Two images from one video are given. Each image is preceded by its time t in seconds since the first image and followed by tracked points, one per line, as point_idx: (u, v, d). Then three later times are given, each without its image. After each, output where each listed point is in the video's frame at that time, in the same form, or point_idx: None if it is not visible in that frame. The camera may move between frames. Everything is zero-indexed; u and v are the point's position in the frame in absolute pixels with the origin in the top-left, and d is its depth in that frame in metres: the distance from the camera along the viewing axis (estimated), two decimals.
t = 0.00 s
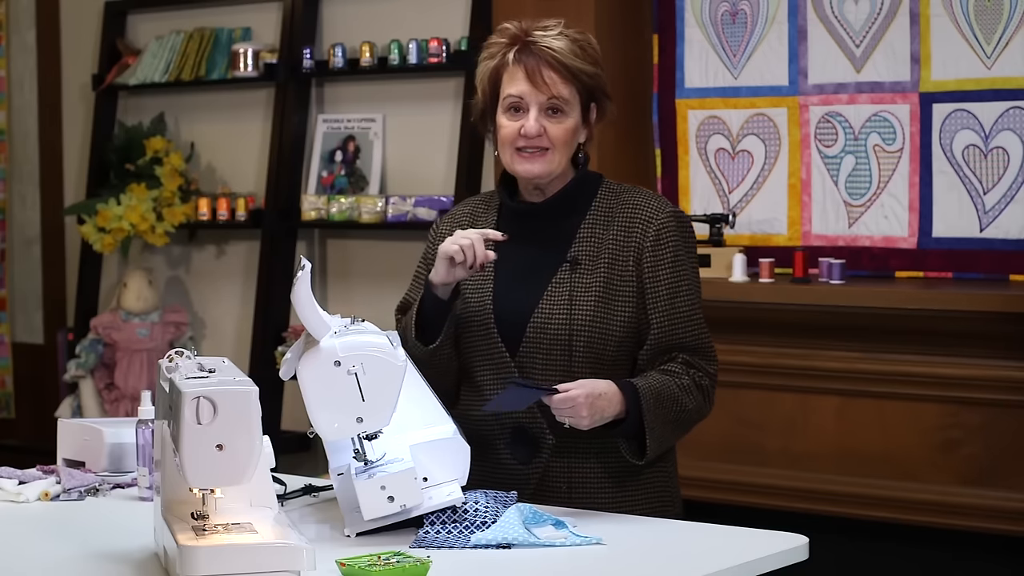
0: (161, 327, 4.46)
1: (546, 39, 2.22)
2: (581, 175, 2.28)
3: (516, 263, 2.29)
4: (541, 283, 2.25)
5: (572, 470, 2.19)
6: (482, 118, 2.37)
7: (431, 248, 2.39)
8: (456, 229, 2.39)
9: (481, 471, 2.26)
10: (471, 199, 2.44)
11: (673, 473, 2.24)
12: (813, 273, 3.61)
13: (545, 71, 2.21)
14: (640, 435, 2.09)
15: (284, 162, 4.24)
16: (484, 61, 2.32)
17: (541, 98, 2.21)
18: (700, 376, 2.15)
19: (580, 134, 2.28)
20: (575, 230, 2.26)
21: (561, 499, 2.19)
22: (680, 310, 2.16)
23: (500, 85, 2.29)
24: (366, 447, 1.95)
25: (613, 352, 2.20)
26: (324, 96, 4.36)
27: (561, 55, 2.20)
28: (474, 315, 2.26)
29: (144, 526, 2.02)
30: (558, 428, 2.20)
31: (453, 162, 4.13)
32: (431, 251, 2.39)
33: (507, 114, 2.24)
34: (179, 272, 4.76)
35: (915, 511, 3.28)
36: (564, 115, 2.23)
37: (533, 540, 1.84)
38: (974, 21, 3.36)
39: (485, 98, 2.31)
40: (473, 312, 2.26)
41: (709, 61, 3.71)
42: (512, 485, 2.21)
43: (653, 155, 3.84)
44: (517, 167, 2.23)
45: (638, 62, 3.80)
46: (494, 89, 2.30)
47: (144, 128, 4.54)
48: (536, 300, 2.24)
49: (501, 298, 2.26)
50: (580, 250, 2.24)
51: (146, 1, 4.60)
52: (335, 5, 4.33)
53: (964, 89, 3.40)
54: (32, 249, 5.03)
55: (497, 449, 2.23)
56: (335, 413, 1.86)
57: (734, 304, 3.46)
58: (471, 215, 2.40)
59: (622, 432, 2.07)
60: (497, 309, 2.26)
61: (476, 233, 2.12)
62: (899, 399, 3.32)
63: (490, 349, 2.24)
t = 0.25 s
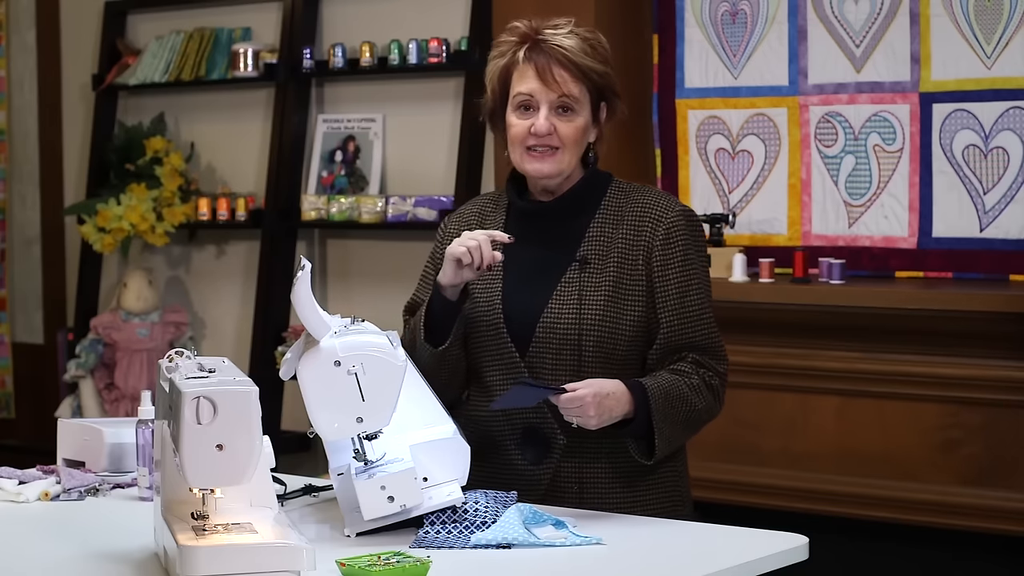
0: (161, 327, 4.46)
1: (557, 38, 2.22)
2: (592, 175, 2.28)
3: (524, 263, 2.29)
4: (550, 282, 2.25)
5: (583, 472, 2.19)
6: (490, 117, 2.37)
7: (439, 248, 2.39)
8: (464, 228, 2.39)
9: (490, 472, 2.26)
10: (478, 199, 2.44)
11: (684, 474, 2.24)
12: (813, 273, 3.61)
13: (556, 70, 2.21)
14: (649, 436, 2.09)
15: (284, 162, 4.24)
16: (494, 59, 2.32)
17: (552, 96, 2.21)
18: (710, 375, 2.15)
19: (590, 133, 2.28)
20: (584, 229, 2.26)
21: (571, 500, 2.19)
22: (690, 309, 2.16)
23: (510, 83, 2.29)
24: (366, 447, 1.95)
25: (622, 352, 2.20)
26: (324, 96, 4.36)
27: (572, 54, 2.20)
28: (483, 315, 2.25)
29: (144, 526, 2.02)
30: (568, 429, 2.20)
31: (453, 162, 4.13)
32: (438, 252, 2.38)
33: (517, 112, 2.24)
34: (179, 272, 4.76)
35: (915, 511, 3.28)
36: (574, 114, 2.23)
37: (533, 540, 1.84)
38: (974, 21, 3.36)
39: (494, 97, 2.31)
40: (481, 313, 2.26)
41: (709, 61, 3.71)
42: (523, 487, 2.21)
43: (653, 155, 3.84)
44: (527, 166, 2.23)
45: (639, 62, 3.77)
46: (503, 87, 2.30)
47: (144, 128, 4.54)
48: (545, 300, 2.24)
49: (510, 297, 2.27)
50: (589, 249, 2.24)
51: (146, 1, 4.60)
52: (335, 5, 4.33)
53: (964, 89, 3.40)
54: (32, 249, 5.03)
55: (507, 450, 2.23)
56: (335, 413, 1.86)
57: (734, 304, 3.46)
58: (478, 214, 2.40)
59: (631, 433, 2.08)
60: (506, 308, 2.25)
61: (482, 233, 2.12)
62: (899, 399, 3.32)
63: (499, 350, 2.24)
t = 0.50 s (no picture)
0: (161, 327, 4.46)
1: (560, 35, 2.23)
2: (596, 172, 2.28)
3: (529, 261, 2.29)
4: (554, 280, 2.25)
5: (587, 472, 2.19)
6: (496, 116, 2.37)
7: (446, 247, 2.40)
8: (470, 228, 2.39)
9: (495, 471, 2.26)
10: (485, 198, 2.44)
11: (688, 474, 2.24)
12: (813, 273, 3.61)
13: (559, 67, 2.21)
14: (647, 435, 2.09)
15: (284, 162, 4.24)
16: (498, 59, 2.32)
17: (555, 94, 2.21)
18: (711, 374, 2.15)
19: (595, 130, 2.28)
20: (587, 228, 2.26)
21: (574, 500, 2.19)
22: (692, 308, 2.15)
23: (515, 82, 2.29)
24: (366, 447, 1.95)
25: (625, 351, 2.20)
26: (324, 96, 4.36)
27: (575, 51, 2.20)
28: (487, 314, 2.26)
29: (144, 526, 2.02)
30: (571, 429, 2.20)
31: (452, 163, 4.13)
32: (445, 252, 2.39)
33: (522, 111, 2.24)
34: (179, 272, 4.76)
35: (915, 511, 3.28)
36: (579, 111, 2.23)
37: (533, 540, 1.84)
38: (974, 21, 3.36)
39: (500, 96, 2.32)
40: (486, 313, 2.26)
41: (709, 61, 3.71)
42: (526, 486, 2.21)
43: (653, 155, 3.84)
44: (533, 164, 2.23)
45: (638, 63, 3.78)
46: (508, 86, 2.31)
47: (144, 128, 4.54)
48: (548, 298, 2.24)
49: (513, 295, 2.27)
50: (592, 248, 2.24)
51: (146, 1, 4.60)
52: (335, 5, 4.33)
53: (964, 89, 3.40)
54: (32, 249, 5.03)
55: (510, 449, 2.23)
56: (335, 413, 1.86)
57: (734, 304, 3.46)
58: (484, 213, 2.40)
59: (629, 432, 2.08)
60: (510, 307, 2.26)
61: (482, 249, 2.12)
62: (899, 399, 3.32)
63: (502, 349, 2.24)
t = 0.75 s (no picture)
0: (161, 327, 4.46)
1: (564, 35, 2.23)
2: (598, 171, 2.28)
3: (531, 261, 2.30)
4: (554, 280, 2.25)
5: (585, 471, 2.19)
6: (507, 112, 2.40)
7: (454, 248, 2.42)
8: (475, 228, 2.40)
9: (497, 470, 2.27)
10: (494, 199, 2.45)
11: (687, 474, 2.22)
12: (813, 273, 3.61)
13: (560, 67, 2.22)
14: (626, 424, 2.08)
15: (284, 162, 4.25)
16: (507, 53, 2.34)
17: (553, 93, 2.22)
18: (705, 372, 2.14)
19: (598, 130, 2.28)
20: (588, 228, 2.26)
21: (571, 499, 2.19)
22: (689, 308, 2.14)
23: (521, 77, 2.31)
24: (366, 447, 1.95)
25: (623, 350, 2.20)
26: (324, 96, 4.36)
27: (576, 51, 2.21)
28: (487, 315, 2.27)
29: (144, 527, 2.02)
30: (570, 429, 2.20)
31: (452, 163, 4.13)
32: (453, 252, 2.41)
33: (523, 108, 2.27)
34: (179, 272, 4.76)
35: (915, 511, 3.28)
36: (577, 111, 2.24)
37: (533, 540, 1.84)
38: (974, 21, 3.36)
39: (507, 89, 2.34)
40: (487, 312, 2.27)
41: (709, 61, 3.71)
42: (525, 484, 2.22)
43: (653, 155, 3.84)
44: (530, 161, 2.25)
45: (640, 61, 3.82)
46: (515, 80, 2.32)
47: (144, 128, 4.54)
48: (548, 297, 2.25)
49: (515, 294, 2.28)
50: (592, 247, 2.24)
51: (146, 1, 4.60)
52: (335, 5, 4.33)
53: (964, 89, 3.40)
54: (32, 249, 5.03)
55: (510, 447, 2.24)
56: (336, 413, 1.86)
57: (734, 304, 3.46)
58: (491, 213, 2.41)
59: (608, 421, 2.07)
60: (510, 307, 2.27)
61: (477, 251, 2.20)
62: (899, 399, 3.32)
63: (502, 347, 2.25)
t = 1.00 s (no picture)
0: (161, 327, 4.46)
1: (592, 38, 2.23)
2: (600, 172, 2.27)
3: (530, 263, 2.29)
4: (553, 282, 2.25)
5: (586, 471, 2.19)
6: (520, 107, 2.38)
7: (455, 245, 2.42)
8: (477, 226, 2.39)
9: (500, 472, 2.27)
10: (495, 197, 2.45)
11: (692, 474, 2.23)
12: (813, 273, 3.61)
13: (581, 69, 2.22)
14: (640, 423, 2.09)
15: (284, 161, 4.24)
16: (530, 46, 2.32)
17: (570, 94, 2.22)
18: (712, 372, 2.15)
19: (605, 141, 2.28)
20: (588, 231, 2.26)
21: (574, 501, 2.19)
22: (691, 311, 2.15)
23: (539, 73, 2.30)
24: (366, 447, 1.96)
25: (624, 354, 2.21)
26: (324, 96, 4.36)
27: (602, 56, 2.21)
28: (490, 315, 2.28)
29: (145, 527, 2.02)
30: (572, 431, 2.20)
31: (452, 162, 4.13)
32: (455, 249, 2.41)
33: (536, 103, 2.25)
34: (179, 272, 4.76)
35: (914, 511, 3.28)
36: (590, 116, 2.23)
37: (533, 540, 1.84)
38: (974, 21, 3.36)
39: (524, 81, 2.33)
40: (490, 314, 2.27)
41: (709, 61, 3.71)
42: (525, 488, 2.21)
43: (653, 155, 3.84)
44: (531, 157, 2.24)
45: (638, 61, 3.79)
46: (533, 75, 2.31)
47: (144, 128, 4.54)
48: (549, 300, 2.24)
49: (515, 297, 2.28)
50: (591, 250, 2.24)
51: (146, 1, 4.60)
52: (335, 5, 4.33)
53: (965, 89, 3.40)
54: (32, 249, 5.03)
55: (511, 450, 2.23)
56: (336, 413, 1.86)
57: (735, 304, 3.46)
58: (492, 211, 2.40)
59: (623, 418, 2.07)
60: (512, 309, 2.27)
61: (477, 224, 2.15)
62: (899, 399, 3.32)
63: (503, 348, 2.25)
